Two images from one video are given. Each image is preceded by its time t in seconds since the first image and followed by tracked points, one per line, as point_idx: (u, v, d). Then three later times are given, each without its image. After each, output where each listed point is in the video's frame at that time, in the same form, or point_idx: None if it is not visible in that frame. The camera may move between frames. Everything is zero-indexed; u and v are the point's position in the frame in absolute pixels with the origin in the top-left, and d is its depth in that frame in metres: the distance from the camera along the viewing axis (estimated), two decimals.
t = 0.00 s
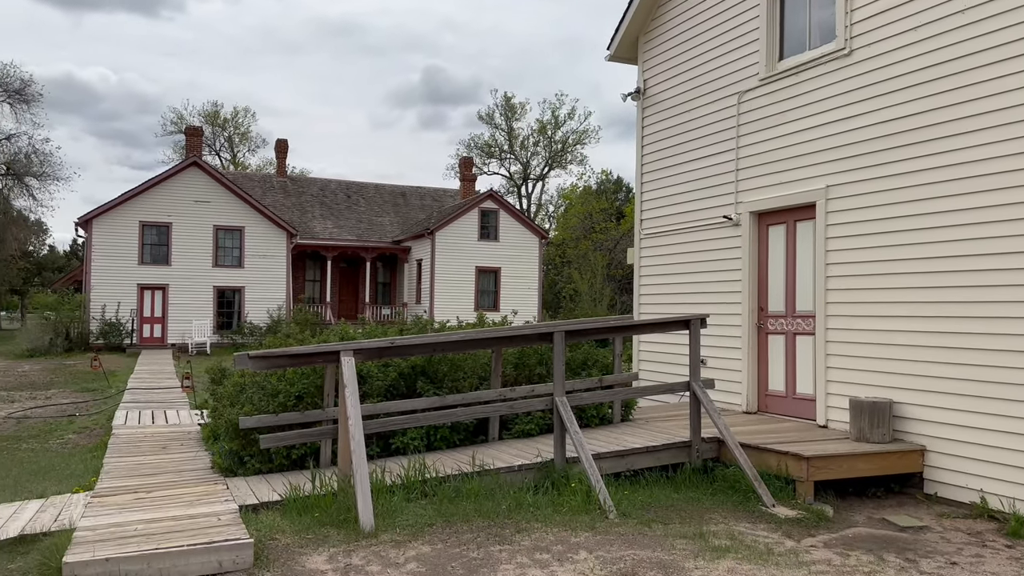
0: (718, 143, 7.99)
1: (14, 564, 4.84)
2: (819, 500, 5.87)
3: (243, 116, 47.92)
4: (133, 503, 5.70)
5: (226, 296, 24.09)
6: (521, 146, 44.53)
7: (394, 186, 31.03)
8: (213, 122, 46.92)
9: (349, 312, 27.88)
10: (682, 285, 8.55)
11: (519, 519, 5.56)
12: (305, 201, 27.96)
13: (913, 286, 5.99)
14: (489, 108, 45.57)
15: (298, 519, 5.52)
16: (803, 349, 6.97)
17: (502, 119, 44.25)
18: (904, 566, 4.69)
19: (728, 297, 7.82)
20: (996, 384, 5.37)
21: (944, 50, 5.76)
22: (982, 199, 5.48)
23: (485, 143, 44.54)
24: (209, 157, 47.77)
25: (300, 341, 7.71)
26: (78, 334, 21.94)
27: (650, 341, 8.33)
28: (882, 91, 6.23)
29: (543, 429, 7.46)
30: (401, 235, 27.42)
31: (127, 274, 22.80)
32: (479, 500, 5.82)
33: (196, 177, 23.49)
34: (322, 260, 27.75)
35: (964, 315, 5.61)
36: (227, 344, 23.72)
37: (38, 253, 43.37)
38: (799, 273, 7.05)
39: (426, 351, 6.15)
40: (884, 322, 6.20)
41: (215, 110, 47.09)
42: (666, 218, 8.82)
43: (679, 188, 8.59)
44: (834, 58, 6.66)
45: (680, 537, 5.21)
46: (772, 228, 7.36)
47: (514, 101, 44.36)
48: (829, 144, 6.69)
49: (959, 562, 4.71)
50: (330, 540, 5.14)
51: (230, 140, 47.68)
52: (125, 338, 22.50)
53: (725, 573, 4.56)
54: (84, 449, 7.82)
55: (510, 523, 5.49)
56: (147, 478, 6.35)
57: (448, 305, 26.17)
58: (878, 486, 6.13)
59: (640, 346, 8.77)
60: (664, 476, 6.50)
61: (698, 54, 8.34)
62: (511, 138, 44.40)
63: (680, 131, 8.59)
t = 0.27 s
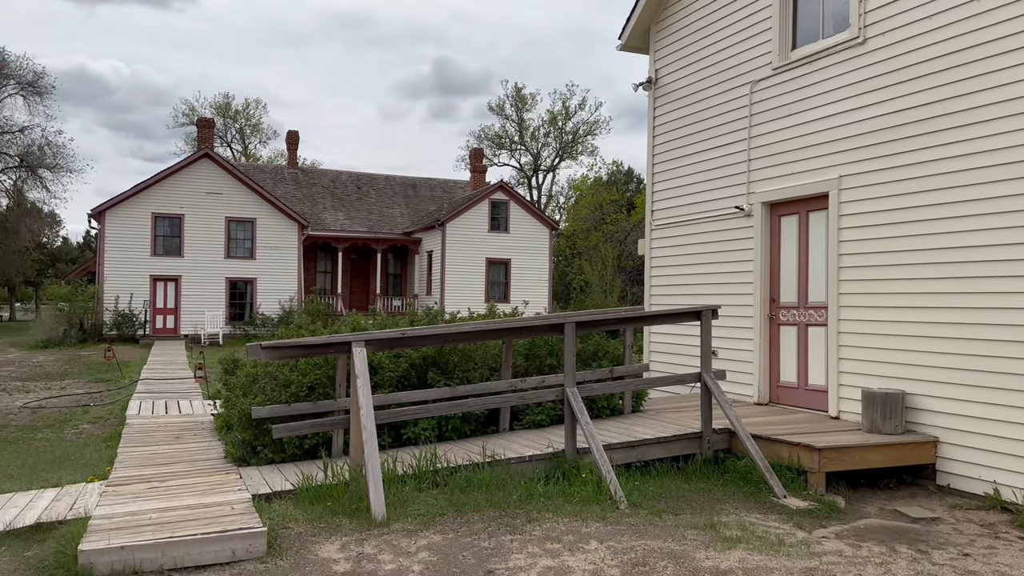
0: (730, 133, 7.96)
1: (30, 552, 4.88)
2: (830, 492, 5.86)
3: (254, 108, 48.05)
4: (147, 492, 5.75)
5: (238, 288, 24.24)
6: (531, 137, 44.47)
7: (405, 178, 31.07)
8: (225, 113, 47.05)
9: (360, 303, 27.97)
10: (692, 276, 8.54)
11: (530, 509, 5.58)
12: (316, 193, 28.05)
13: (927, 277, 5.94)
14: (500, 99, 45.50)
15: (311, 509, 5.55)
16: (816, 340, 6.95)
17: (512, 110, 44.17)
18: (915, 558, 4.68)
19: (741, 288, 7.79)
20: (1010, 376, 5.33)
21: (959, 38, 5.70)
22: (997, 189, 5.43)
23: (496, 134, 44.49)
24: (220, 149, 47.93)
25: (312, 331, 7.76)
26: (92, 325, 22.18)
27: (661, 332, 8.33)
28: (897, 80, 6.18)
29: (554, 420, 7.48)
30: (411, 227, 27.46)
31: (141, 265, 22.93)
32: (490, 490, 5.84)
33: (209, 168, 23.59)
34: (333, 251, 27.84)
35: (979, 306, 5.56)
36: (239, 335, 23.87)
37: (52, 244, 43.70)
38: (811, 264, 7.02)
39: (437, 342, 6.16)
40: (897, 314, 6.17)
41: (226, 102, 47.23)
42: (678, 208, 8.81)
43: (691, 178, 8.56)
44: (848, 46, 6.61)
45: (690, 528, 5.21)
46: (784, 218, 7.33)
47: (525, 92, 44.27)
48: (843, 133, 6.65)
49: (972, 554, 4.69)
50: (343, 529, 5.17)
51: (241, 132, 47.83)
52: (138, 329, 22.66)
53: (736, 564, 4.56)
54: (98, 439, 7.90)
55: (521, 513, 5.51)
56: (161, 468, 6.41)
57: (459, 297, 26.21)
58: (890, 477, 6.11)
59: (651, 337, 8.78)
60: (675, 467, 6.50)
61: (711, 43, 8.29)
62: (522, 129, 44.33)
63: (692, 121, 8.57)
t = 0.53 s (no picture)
0: (740, 125, 7.93)
1: (44, 542, 4.92)
2: (840, 484, 5.84)
3: (264, 101, 48.15)
4: (158, 483, 5.79)
5: (248, 281, 24.34)
6: (540, 130, 44.39)
7: (413, 170, 31.08)
8: (234, 106, 47.16)
9: (369, 296, 28.03)
10: (702, 268, 8.53)
11: (539, 501, 5.59)
12: (325, 186, 28.10)
13: (938, 269, 5.91)
14: (509, 91, 45.42)
15: (321, 499, 5.58)
16: (826, 333, 6.93)
17: (521, 102, 44.08)
18: (926, 550, 4.67)
19: (750, 280, 7.78)
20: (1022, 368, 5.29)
21: (971, 29, 5.66)
22: (1009, 181, 5.38)
23: (504, 127, 44.42)
24: (230, 142, 48.07)
25: (323, 324, 7.80)
26: (103, 317, 22.27)
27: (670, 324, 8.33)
28: (908, 71, 6.14)
29: (563, 412, 7.50)
30: (420, 220, 27.47)
31: (152, 257, 23.04)
32: (499, 482, 5.86)
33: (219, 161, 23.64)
34: (342, 244, 27.90)
35: (991, 298, 5.53)
36: (250, 327, 23.97)
37: (64, 237, 43.98)
38: (822, 256, 7.00)
39: (446, 334, 6.16)
40: (908, 306, 6.14)
41: (236, 95, 47.33)
42: (688, 200, 8.79)
43: (701, 170, 8.54)
44: (859, 37, 6.57)
45: (700, 520, 5.21)
46: (795, 210, 7.31)
47: (534, 84, 44.16)
48: (853, 125, 6.62)
49: (984, 547, 4.67)
50: (353, 520, 5.20)
51: (251, 124, 47.92)
52: (149, 321, 22.79)
53: (746, 556, 4.56)
54: (110, 430, 7.95)
55: (530, 504, 5.53)
56: (172, 459, 6.45)
57: (468, 289, 26.23)
58: (900, 470, 6.10)
59: (660, 330, 8.78)
60: (684, 459, 6.50)
61: (720, 34, 8.25)
62: (531, 121, 44.25)
63: (702, 113, 8.54)
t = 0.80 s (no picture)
0: (750, 117, 7.90)
1: (56, 533, 4.95)
2: (849, 477, 5.83)
3: (272, 94, 48.23)
4: (169, 475, 5.82)
5: (257, 274, 24.42)
6: (548, 123, 44.32)
7: (421, 164, 31.08)
8: (243, 100, 47.26)
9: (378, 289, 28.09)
10: (711, 260, 8.51)
11: (548, 493, 5.60)
12: (333, 179, 28.16)
13: (949, 262, 5.88)
14: (517, 84, 45.35)
15: (331, 491, 5.61)
16: (835, 326, 6.91)
17: (529, 95, 44.01)
18: (935, 544, 4.66)
19: (760, 273, 7.76)
20: None
21: (982, 20, 5.62)
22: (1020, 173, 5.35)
23: (512, 120, 44.37)
24: (239, 136, 48.19)
25: (332, 317, 7.84)
26: (113, 310, 22.37)
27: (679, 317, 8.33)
28: (919, 62, 6.10)
29: (571, 405, 7.51)
30: (428, 213, 27.49)
31: (162, 250, 23.14)
32: (508, 474, 5.88)
33: (227, 155, 23.69)
34: (350, 238, 27.95)
35: (1002, 291, 5.49)
36: (259, 320, 24.07)
37: (74, 231, 44.23)
38: (832, 249, 6.97)
39: (454, 326, 6.18)
40: (918, 299, 6.11)
41: (244, 89, 47.43)
42: (697, 193, 8.77)
43: (710, 163, 8.52)
44: (869, 28, 6.53)
45: (708, 513, 5.21)
46: (805, 203, 7.28)
47: (542, 77, 44.07)
48: (864, 117, 6.59)
49: (994, 541, 4.66)
50: (363, 512, 5.22)
51: (259, 118, 48.02)
52: (159, 314, 22.91)
53: (754, 548, 4.56)
54: (120, 423, 8.01)
55: (539, 497, 5.54)
56: (183, 451, 6.49)
57: (476, 283, 26.26)
58: (910, 463, 6.08)
59: (669, 322, 8.79)
60: (692, 452, 6.50)
61: (730, 26, 8.22)
62: (539, 114, 44.17)
63: (712, 105, 8.51)
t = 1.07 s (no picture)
0: (760, 108, 7.87)
1: (69, 523, 5.00)
2: (859, 470, 5.82)
3: (281, 87, 48.29)
4: (180, 466, 5.86)
5: (267, 267, 24.50)
6: (557, 115, 44.24)
7: (430, 157, 31.08)
8: (252, 93, 47.33)
9: (386, 283, 28.15)
10: (720, 253, 8.50)
11: (556, 485, 5.62)
12: (342, 172, 28.20)
13: (960, 254, 5.85)
14: (525, 77, 45.26)
15: (341, 483, 5.63)
16: (845, 318, 6.89)
17: (538, 87, 43.92)
18: (946, 537, 4.64)
19: (769, 266, 7.74)
20: None
21: (995, 10, 5.57)
22: None
23: (521, 112, 44.31)
24: (249, 129, 48.30)
25: (340, 310, 7.87)
26: (124, 303, 22.49)
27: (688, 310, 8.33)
28: (931, 53, 6.06)
29: (580, 398, 7.52)
30: (437, 206, 27.50)
31: (172, 243, 23.24)
32: (517, 466, 5.89)
33: (235, 149, 23.74)
34: (359, 231, 28.00)
35: (1014, 284, 5.45)
36: (269, 313, 24.16)
37: (85, 224, 44.49)
38: (842, 241, 6.95)
39: (463, 319, 6.18)
40: (929, 292, 6.08)
41: (253, 82, 47.50)
42: (706, 184, 8.75)
43: (719, 155, 8.49)
44: (881, 18, 6.49)
45: (718, 505, 5.21)
46: (815, 194, 7.26)
47: (551, 69, 43.97)
48: (875, 108, 6.55)
49: (1005, 534, 4.64)
50: (372, 503, 5.25)
51: (268, 111, 48.11)
52: (170, 307, 23.02)
53: (764, 541, 4.55)
54: (132, 415, 8.06)
55: (548, 488, 5.55)
56: (194, 442, 6.53)
57: (484, 276, 26.28)
58: (920, 456, 6.07)
59: (678, 315, 8.79)
60: (702, 445, 6.50)
61: (740, 17, 8.18)
62: (547, 107, 44.09)
63: (721, 97, 8.48)
